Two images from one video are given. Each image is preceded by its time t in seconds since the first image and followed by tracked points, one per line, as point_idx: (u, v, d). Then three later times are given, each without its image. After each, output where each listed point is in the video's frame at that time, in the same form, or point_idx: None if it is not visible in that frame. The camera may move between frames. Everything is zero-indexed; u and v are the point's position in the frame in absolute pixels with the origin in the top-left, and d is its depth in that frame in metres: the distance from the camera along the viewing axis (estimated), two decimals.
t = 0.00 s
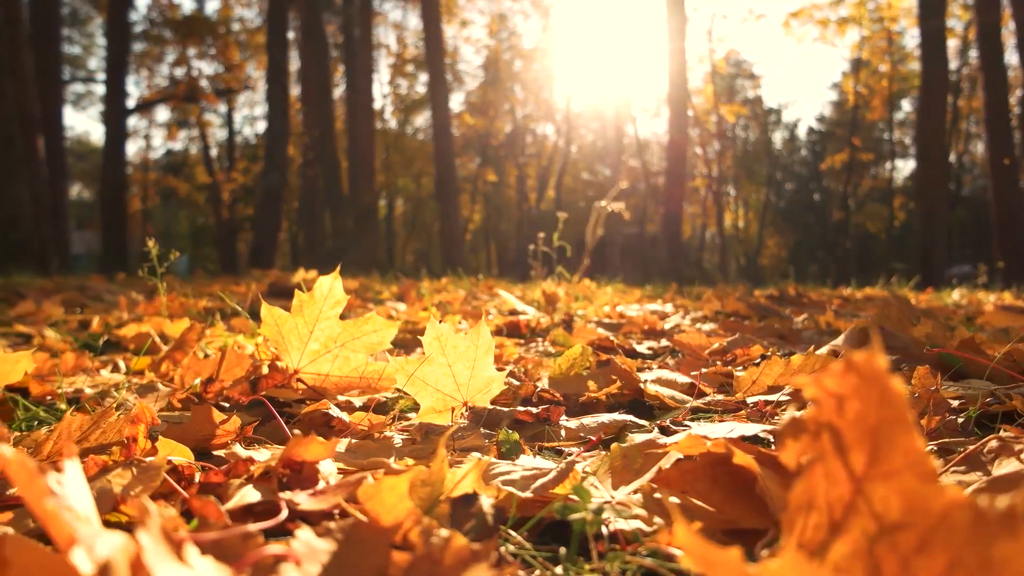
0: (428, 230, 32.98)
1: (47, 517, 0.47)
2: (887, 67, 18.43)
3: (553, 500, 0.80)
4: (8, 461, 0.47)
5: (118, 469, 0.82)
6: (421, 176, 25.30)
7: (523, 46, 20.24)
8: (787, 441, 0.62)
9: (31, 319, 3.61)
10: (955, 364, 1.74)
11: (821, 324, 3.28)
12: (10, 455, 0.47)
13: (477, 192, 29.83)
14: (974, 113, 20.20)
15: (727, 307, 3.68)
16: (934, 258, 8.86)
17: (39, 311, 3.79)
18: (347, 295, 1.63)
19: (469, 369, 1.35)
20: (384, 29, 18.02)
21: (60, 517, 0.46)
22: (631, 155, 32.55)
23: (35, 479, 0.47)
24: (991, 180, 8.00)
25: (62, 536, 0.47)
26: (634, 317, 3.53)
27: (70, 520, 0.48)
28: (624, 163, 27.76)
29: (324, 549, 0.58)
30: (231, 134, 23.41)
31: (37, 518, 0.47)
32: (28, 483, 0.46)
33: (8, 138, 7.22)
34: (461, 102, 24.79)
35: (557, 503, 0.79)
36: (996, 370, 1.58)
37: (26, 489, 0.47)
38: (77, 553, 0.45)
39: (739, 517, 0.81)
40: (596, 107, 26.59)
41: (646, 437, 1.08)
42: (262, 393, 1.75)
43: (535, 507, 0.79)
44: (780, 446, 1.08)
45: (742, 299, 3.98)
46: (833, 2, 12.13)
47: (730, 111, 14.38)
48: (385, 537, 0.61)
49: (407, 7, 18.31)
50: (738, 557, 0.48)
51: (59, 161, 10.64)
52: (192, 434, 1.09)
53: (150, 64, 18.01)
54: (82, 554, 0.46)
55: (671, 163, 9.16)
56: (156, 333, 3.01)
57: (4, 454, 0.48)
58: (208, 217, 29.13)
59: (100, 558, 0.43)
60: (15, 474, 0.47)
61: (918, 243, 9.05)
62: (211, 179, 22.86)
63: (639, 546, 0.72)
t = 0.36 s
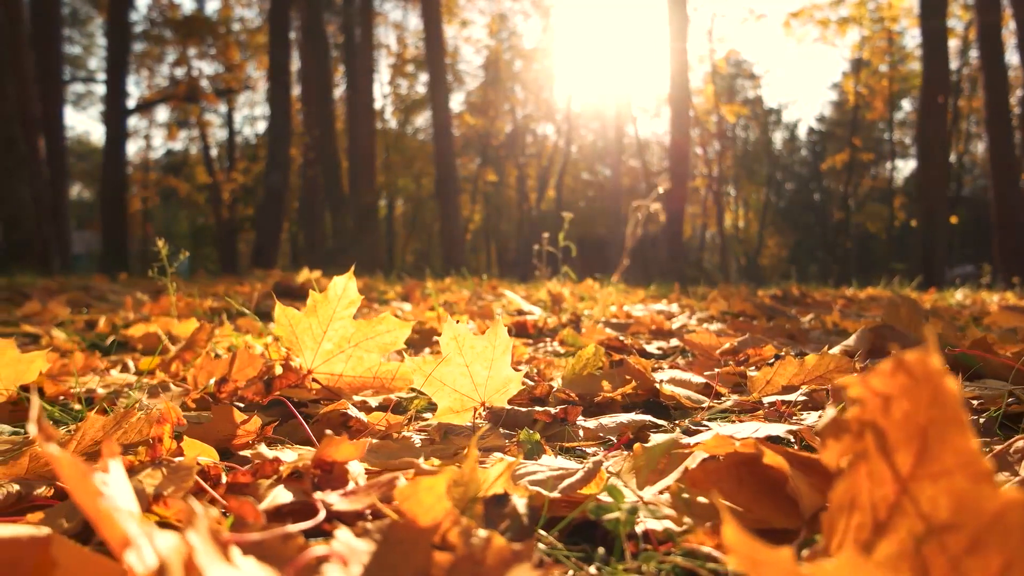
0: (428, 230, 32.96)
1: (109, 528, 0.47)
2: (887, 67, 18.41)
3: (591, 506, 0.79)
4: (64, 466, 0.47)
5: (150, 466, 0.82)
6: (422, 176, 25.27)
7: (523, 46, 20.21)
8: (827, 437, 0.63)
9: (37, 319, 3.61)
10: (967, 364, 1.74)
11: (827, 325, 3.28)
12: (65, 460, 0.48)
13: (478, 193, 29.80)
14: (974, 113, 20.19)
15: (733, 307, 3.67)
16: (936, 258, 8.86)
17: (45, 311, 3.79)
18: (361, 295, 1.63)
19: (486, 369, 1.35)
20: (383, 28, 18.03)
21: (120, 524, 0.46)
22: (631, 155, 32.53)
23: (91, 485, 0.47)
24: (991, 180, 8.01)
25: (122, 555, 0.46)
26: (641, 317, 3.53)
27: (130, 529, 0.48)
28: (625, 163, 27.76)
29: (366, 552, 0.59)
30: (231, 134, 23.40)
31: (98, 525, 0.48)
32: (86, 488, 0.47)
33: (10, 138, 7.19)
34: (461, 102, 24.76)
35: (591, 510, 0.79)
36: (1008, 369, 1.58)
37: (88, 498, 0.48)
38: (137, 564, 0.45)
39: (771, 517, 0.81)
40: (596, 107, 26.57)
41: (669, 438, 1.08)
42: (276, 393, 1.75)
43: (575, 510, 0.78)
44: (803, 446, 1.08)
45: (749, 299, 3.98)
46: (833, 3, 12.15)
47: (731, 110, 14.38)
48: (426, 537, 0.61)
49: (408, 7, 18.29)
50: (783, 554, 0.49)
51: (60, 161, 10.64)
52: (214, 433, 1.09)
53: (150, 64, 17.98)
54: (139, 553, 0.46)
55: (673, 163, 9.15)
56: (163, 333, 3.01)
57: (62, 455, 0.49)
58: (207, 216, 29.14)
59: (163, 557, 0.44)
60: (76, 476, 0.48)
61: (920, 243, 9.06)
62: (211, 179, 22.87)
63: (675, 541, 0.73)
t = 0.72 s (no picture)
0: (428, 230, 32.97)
1: (149, 526, 0.48)
2: (888, 67, 18.40)
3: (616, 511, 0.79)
4: (104, 464, 0.48)
5: (170, 469, 0.82)
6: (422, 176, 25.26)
7: (523, 46, 20.20)
8: (859, 438, 0.64)
9: (42, 319, 3.61)
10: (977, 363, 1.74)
11: (832, 324, 3.29)
12: (107, 460, 0.49)
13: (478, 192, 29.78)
14: (975, 113, 20.16)
15: (737, 307, 3.67)
16: (937, 258, 8.86)
17: (50, 310, 3.78)
18: (371, 295, 1.63)
19: (498, 370, 1.35)
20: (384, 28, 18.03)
21: (163, 525, 0.47)
22: (631, 155, 32.53)
23: (131, 488, 0.48)
24: (992, 179, 8.01)
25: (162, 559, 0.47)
26: (647, 317, 3.54)
27: (169, 527, 0.49)
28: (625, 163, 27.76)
29: (396, 555, 0.58)
30: (231, 135, 23.40)
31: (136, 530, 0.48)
32: (123, 488, 0.47)
33: (11, 139, 7.15)
34: (461, 102, 24.76)
35: (615, 513, 0.79)
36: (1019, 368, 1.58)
37: (127, 500, 0.48)
38: (177, 563, 0.46)
39: (795, 519, 0.81)
40: (596, 107, 26.56)
41: (686, 438, 1.07)
42: (287, 394, 1.75)
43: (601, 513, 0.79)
44: (822, 447, 1.08)
45: (754, 299, 3.98)
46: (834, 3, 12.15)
47: (731, 110, 14.37)
48: (458, 538, 0.61)
49: (408, 7, 18.28)
50: (824, 553, 0.50)
51: (61, 161, 10.63)
52: (229, 434, 1.09)
53: (151, 64, 17.97)
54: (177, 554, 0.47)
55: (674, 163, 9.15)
56: (170, 332, 3.01)
57: (103, 454, 0.49)
58: (208, 216, 29.16)
59: (203, 555, 0.44)
60: (114, 476, 0.48)
61: (922, 242, 9.06)
62: (211, 179, 22.85)
63: (702, 542, 0.73)
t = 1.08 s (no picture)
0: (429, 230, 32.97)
1: (187, 537, 0.49)
2: (888, 67, 18.39)
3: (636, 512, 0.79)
4: (146, 468, 0.49)
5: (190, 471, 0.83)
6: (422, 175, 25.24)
7: (524, 46, 20.18)
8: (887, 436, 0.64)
9: (47, 318, 3.61)
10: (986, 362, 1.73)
11: (837, 324, 3.29)
12: (144, 462, 0.50)
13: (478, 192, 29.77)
14: (975, 113, 20.14)
15: (742, 307, 3.66)
16: (939, 258, 8.87)
17: (54, 310, 3.78)
18: (381, 295, 1.62)
19: (511, 369, 1.35)
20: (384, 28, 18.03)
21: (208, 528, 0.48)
22: (632, 155, 32.50)
23: (172, 491, 0.49)
24: (993, 179, 8.02)
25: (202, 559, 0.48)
26: (652, 317, 3.54)
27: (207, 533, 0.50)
28: (625, 163, 27.76)
29: (428, 556, 0.59)
30: (231, 135, 23.38)
31: (175, 535, 0.49)
32: (161, 487, 0.48)
33: (13, 139, 7.16)
34: (461, 102, 24.74)
35: (636, 513, 0.79)
36: None
37: (169, 502, 0.49)
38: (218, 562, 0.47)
39: (816, 519, 0.81)
40: (596, 107, 26.55)
41: (703, 438, 1.07)
42: (297, 394, 1.75)
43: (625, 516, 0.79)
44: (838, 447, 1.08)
45: (758, 299, 3.98)
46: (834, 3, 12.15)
47: (732, 110, 14.37)
48: (488, 537, 0.61)
49: (408, 7, 18.26)
50: (861, 554, 0.50)
51: (61, 161, 10.63)
52: (246, 434, 1.09)
53: (151, 64, 17.96)
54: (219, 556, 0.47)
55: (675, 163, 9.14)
56: (176, 332, 3.01)
57: (143, 458, 0.50)
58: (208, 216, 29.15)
59: (244, 552, 0.44)
60: (153, 482, 0.49)
61: (923, 243, 9.06)
62: (211, 179, 22.84)
63: (725, 538, 0.73)
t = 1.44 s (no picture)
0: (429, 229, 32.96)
1: (230, 534, 0.50)
2: (888, 67, 18.39)
3: (662, 513, 0.79)
4: (189, 467, 0.50)
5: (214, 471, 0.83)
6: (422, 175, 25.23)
7: (524, 46, 20.18)
8: (914, 435, 0.64)
9: (53, 318, 3.61)
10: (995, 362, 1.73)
11: (843, 325, 3.29)
12: (185, 461, 0.51)
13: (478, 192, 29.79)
14: (976, 112, 20.13)
15: (747, 307, 3.66)
16: (940, 258, 8.88)
17: (59, 310, 3.78)
18: (392, 295, 1.62)
19: (525, 369, 1.35)
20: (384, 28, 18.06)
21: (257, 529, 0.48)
22: (632, 155, 32.49)
23: (216, 491, 0.50)
24: (993, 178, 8.03)
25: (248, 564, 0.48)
26: (657, 317, 3.54)
27: (248, 533, 0.51)
28: (625, 163, 27.78)
29: (461, 555, 0.59)
30: (232, 135, 23.39)
31: (217, 534, 0.50)
32: (203, 486, 0.49)
33: (15, 139, 7.17)
34: (461, 102, 24.74)
35: (662, 514, 0.79)
36: None
37: (209, 503, 0.50)
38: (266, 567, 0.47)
39: (842, 519, 0.81)
40: (596, 107, 26.56)
41: (721, 439, 1.07)
42: (308, 394, 1.75)
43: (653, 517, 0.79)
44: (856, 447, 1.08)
45: (763, 299, 3.98)
46: (834, 4, 12.18)
47: (733, 110, 14.37)
48: (521, 537, 0.61)
49: (408, 7, 18.26)
50: (899, 555, 0.50)
51: (62, 161, 10.63)
52: (264, 434, 1.09)
53: (152, 64, 17.96)
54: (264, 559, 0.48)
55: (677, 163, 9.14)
56: (182, 333, 3.01)
57: (184, 457, 0.51)
58: (209, 215, 29.18)
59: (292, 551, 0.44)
60: (196, 480, 0.50)
61: (924, 242, 9.07)
62: (211, 179, 22.83)
63: (751, 535, 0.73)
